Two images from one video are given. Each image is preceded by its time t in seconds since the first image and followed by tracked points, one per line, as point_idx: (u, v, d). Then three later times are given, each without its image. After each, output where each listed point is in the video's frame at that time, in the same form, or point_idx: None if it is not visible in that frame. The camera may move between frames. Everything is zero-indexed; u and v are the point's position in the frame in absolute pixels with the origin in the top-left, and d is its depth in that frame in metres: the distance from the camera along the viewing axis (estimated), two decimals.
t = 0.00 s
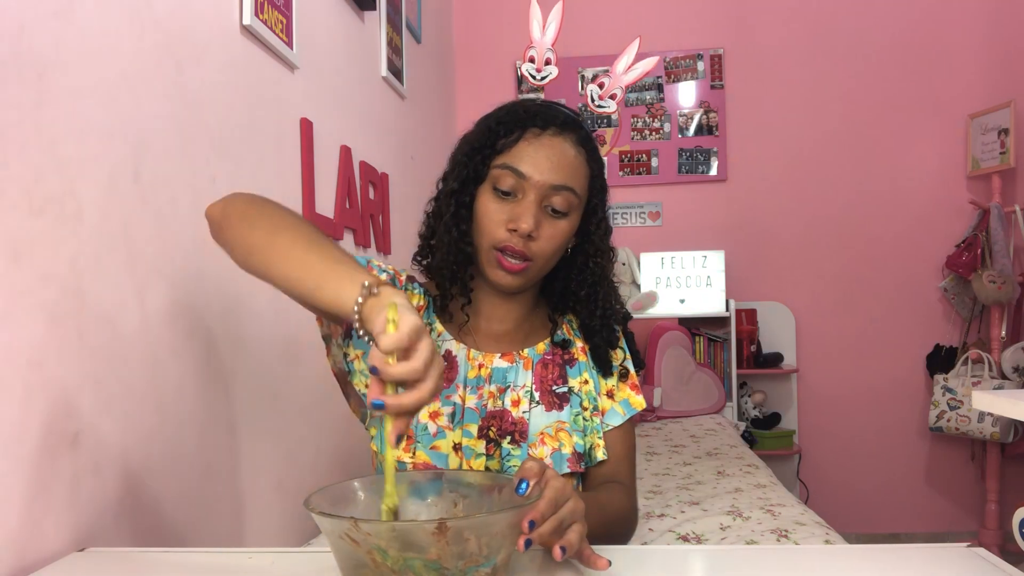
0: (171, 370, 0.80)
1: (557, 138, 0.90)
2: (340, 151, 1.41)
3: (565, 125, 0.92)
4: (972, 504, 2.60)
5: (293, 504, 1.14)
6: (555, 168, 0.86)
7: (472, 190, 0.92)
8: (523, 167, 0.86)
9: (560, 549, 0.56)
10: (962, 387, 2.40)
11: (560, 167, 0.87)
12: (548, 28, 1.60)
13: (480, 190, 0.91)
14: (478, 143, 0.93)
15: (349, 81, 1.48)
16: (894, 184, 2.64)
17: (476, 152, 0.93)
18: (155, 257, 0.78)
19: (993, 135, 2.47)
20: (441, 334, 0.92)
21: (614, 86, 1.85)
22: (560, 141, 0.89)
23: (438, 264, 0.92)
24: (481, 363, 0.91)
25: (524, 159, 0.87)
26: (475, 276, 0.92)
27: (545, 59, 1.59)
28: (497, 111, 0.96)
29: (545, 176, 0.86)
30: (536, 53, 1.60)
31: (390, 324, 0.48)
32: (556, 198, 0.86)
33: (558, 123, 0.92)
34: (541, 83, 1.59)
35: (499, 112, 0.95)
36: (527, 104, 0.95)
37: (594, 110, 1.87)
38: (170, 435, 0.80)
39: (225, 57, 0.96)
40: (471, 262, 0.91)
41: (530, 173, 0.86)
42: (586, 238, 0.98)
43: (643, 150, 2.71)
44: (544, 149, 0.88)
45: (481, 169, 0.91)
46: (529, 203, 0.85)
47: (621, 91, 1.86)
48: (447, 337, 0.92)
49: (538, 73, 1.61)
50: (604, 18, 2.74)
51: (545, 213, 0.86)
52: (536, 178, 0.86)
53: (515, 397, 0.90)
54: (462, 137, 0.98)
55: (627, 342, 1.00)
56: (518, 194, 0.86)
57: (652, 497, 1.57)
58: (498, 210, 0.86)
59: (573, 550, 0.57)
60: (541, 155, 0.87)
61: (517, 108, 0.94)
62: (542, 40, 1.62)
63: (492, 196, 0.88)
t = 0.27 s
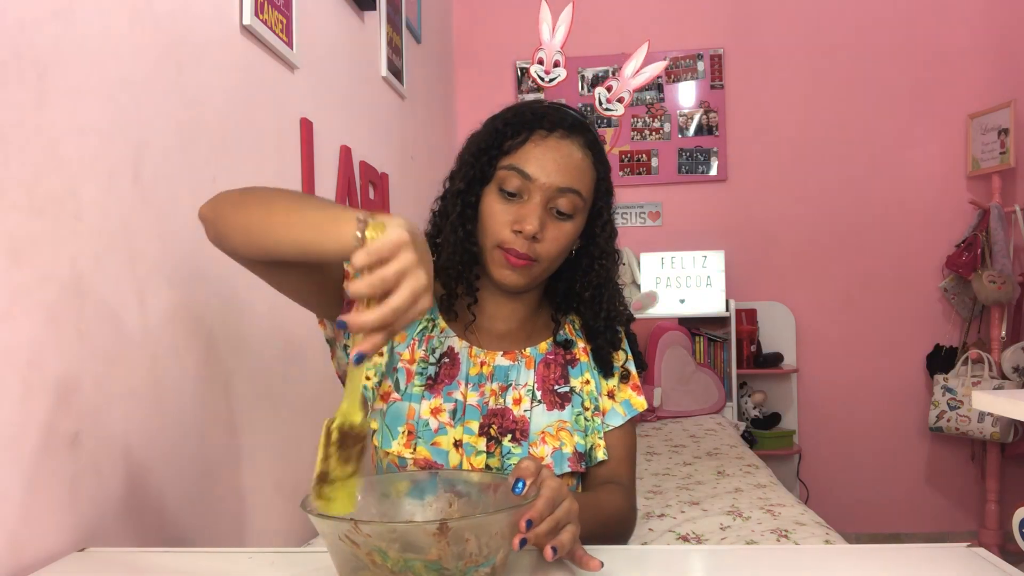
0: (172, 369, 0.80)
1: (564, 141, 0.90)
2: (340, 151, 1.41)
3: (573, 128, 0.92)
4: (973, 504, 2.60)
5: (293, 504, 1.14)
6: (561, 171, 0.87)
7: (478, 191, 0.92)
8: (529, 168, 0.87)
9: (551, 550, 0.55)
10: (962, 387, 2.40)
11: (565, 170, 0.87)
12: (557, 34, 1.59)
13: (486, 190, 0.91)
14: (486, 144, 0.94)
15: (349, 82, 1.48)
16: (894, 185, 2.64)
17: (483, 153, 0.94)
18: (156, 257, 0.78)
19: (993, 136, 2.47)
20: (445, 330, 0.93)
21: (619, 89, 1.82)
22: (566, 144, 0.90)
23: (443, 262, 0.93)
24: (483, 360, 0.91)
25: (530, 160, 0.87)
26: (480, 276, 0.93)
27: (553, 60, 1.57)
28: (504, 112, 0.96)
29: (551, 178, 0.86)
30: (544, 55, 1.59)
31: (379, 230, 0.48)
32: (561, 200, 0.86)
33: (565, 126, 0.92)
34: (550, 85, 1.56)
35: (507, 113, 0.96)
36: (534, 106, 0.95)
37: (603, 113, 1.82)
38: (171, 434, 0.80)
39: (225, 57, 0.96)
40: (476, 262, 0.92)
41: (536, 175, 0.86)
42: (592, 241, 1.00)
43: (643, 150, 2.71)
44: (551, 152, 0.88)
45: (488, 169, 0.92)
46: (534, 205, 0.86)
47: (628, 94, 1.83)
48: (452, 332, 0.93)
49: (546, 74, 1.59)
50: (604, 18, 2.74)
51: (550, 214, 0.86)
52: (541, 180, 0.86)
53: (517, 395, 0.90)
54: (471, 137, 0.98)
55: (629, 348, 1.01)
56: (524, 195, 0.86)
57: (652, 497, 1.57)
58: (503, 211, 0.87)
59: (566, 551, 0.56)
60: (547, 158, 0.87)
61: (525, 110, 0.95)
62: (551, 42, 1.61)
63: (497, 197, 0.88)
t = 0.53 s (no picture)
0: (172, 370, 0.80)
1: (565, 143, 0.89)
2: (340, 151, 1.41)
3: (575, 129, 0.92)
4: (973, 504, 2.60)
5: (293, 504, 1.14)
6: (562, 173, 0.86)
7: (480, 191, 0.92)
8: (530, 170, 0.86)
9: (550, 550, 0.54)
10: (962, 387, 2.40)
11: (567, 171, 0.86)
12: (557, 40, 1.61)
13: (488, 191, 0.91)
14: (488, 144, 0.93)
15: (350, 82, 1.48)
16: (894, 184, 2.64)
17: (485, 153, 0.93)
18: (155, 257, 0.78)
19: (993, 136, 2.47)
20: (445, 333, 0.93)
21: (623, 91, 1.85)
22: (568, 146, 0.89)
23: (445, 264, 0.93)
24: (482, 362, 0.91)
25: (532, 162, 0.87)
26: (481, 277, 0.92)
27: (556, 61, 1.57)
28: (507, 113, 0.96)
29: (552, 180, 0.86)
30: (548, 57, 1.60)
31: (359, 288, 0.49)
32: (562, 203, 0.86)
33: (568, 127, 0.91)
34: (552, 86, 1.55)
35: (510, 113, 0.95)
36: (538, 107, 0.94)
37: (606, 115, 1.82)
38: (171, 435, 0.80)
39: (225, 57, 0.97)
40: (478, 263, 0.91)
41: (537, 177, 0.86)
42: (594, 243, 0.98)
43: (643, 150, 2.71)
44: (553, 153, 0.87)
45: (490, 170, 0.91)
46: (535, 207, 0.85)
47: (631, 97, 1.86)
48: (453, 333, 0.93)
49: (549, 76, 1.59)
50: (604, 18, 2.74)
51: (551, 216, 0.86)
52: (542, 183, 0.86)
53: (516, 397, 0.90)
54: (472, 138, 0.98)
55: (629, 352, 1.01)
56: (525, 197, 0.86)
57: (652, 496, 1.57)
58: (504, 212, 0.87)
59: (564, 553, 0.56)
60: (549, 159, 0.87)
61: (528, 111, 0.94)
62: (556, 45, 1.62)
63: (499, 198, 0.88)
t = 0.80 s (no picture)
0: (171, 370, 0.80)
1: (568, 142, 0.89)
2: (340, 151, 1.41)
3: (577, 128, 0.92)
4: (972, 504, 2.60)
5: (293, 504, 1.14)
6: (566, 173, 0.86)
7: (482, 192, 0.91)
8: (533, 170, 0.86)
9: (548, 551, 0.54)
10: (962, 387, 2.40)
11: (570, 171, 0.86)
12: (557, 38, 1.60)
13: (490, 191, 0.90)
14: (490, 143, 0.93)
15: (349, 82, 1.48)
16: (894, 184, 2.64)
17: (487, 152, 0.93)
18: (155, 257, 0.78)
19: (993, 136, 2.47)
20: (451, 329, 0.92)
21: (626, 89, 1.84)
22: (571, 145, 0.89)
23: (447, 265, 0.92)
24: (486, 362, 0.91)
25: (534, 162, 0.87)
26: (484, 278, 0.92)
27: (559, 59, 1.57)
28: (507, 113, 0.96)
29: (555, 179, 0.86)
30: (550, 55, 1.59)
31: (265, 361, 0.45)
32: (565, 203, 0.86)
33: (570, 126, 0.91)
34: (554, 84, 1.55)
35: (512, 113, 0.95)
36: (540, 105, 0.94)
37: (608, 113, 1.77)
38: (170, 435, 0.80)
39: (225, 57, 0.96)
40: (480, 264, 0.91)
41: (540, 176, 0.86)
42: (597, 243, 0.98)
43: (643, 150, 2.71)
44: (555, 153, 0.87)
45: (492, 170, 0.91)
46: (539, 206, 0.85)
47: (632, 95, 1.84)
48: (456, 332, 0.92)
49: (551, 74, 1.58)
50: (604, 18, 2.74)
51: (554, 216, 0.86)
52: (546, 183, 0.85)
53: (521, 399, 0.91)
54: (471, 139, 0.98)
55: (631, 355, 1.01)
56: (528, 197, 0.86)
57: (652, 496, 1.57)
58: (507, 212, 0.87)
59: (563, 554, 0.55)
60: (551, 159, 0.87)
61: (530, 110, 0.94)
62: (557, 42, 1.61)
63: (501, 199, 0.88)
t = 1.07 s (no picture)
0: (171, 370, 0.80)
1: (575, 144, 0.89)
2: (340, 151, 1.41)
3: (585, 129, 0.91)
4: (972, 503, 2.60)
5: (293, 505, 1.14)
6: (573, 175, 0.86)
7: (486, 193, 0.91)
8: (539, 172, 0.86)
9: (550, 550, 0.54)
10: (962, 387, 2.40)
11: (577, 174, 0.86)
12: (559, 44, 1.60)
13: (495, 193, 0.90)
14: (495, 144, 0.92)
15: (349, 81, 1.48)
16: (894, 184, 2.64)
17: (492, 154, 0.92)
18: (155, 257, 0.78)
19: (993, 135, 2.47)
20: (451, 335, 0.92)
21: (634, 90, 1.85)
22: (579, 147, 0.88)
23: (451, 268, 0.91)
24: (489, 367, 0.91)
25: (540, 164, 0.86)
26: (489, 281, 0.92)
27: (565, 58, 1.57)
28: (513, 113, 0.95)
29: (562, 182, 0.85)
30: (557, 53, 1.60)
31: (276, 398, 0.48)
32: (572, 206, 0.86)
33: (577, 128, 0.91)
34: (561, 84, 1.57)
35: (517, 113, 0.94)
36: (546, 106, 0.93)
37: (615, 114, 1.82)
38: (171, 434, 0.80)
39: (225, 57, 0.96)
40: (485, 267, 0.91)
41: (547, 179, 0.85)
42: (604, 246, 0.98)
43: (643, 150, 2.71)
44: (562, 155, 0.87)
45: (496, 172, 0.91)
46: (545, 209, 0.85)
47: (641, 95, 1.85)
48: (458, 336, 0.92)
49: (558, 73, 1.59)
50: (604, 18, 2.74)
51: (561, 219, 0.86)
52: (553, 185, 0.85)
53: (524, 404, 0.90)
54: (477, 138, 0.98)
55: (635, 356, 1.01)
56: (534, 200, 0.86)
57: (652, 496, 1.57)
58: (513, 215, 0.86)
59: (566, 552, 0.55)
60: (559, 162, 0.86)
61: (536, 111, 0.93)
62: (565, 40, 1.61)
63: (507, 201, 0.88)
